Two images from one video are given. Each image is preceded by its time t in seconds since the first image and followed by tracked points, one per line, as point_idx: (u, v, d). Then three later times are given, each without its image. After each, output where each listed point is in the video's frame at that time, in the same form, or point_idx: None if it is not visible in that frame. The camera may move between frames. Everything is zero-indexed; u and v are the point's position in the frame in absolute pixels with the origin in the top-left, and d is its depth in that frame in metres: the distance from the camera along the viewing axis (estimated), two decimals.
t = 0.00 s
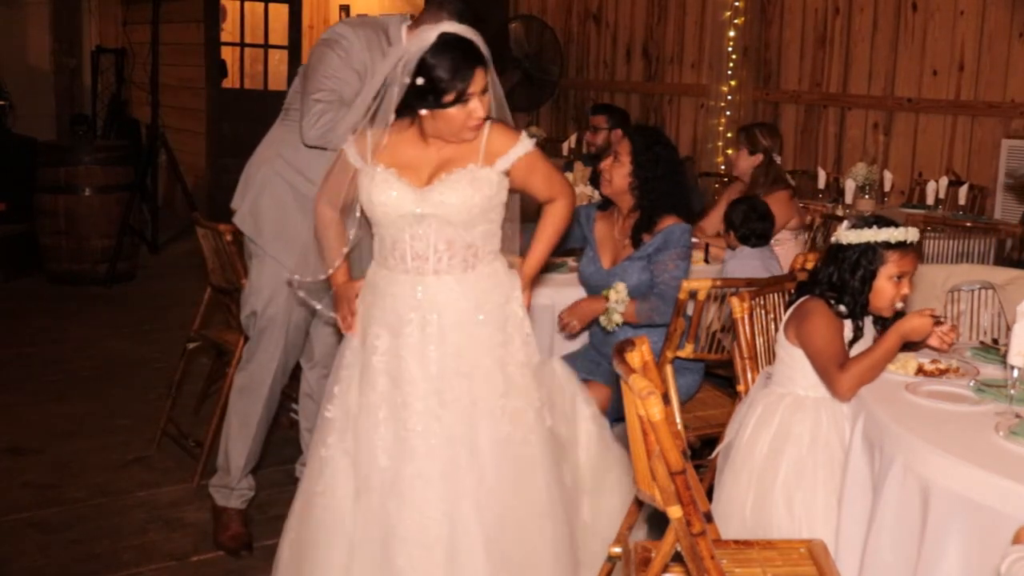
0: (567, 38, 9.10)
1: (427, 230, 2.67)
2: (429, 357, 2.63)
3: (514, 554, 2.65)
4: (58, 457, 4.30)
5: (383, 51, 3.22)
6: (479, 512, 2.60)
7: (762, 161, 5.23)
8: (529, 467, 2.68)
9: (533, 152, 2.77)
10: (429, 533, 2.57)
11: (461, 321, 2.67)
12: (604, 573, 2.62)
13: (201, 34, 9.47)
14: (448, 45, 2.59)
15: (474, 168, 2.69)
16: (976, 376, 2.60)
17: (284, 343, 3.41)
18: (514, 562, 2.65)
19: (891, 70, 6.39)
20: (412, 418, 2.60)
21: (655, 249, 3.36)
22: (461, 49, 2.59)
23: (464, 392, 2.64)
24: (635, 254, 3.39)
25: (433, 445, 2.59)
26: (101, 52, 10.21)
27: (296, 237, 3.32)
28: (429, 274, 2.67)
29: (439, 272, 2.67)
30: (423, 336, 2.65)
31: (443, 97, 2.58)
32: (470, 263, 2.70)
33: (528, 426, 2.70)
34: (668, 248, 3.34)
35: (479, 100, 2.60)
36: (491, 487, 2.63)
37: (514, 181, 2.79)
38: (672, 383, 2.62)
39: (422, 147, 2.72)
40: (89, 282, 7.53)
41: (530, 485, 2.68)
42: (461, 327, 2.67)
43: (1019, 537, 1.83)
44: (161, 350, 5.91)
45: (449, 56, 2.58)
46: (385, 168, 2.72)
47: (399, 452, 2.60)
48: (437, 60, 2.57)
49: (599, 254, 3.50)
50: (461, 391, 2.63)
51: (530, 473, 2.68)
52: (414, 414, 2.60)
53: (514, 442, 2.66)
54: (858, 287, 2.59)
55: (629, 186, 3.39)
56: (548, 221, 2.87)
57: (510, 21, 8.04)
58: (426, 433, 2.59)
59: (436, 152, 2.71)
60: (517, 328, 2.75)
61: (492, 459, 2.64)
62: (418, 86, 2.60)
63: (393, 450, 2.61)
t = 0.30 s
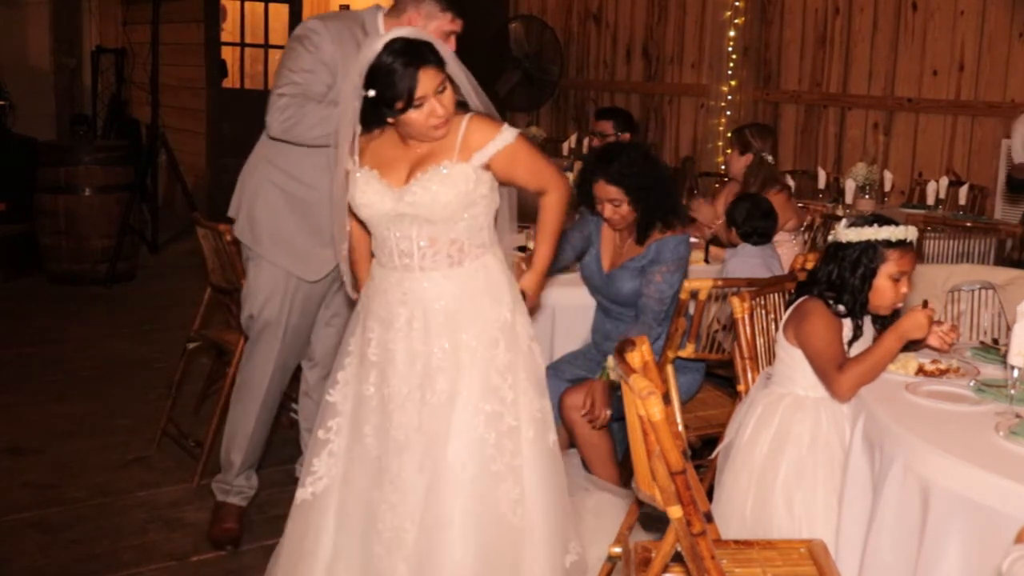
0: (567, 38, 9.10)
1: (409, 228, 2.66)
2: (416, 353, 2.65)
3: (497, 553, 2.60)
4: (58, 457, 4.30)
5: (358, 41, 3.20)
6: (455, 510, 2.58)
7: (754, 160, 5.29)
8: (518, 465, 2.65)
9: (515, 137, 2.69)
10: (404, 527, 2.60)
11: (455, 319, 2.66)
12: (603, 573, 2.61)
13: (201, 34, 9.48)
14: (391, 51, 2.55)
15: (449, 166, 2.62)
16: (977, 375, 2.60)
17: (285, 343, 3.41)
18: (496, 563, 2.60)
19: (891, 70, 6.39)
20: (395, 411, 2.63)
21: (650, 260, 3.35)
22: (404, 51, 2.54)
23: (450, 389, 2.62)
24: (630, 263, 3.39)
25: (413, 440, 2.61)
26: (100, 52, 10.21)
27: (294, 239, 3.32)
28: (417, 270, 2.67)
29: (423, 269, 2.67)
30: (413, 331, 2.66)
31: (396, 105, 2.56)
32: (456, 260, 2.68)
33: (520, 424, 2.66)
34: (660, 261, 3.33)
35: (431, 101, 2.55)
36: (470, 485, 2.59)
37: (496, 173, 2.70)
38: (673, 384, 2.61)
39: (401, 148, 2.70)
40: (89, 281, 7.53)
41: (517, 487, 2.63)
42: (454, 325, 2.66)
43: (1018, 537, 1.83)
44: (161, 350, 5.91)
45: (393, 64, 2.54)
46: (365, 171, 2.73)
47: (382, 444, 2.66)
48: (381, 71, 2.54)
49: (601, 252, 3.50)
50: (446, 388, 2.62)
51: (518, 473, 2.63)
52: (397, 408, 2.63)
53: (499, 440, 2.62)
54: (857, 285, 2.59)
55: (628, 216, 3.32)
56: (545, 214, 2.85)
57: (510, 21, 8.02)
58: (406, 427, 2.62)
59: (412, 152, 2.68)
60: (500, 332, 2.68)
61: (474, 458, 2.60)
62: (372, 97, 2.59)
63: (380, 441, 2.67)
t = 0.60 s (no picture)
0: (567, 38, 9.09)
1: (416, 227, 2.70)
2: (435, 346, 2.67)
3: (527, 539, 2.62)
4: (58, 457, 4.30)
5: (311, 38, 3.17)
6: (489, 496, 2.59)
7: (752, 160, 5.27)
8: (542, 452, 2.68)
9: (505, 126, 2.76)
10: (436, 521, 2.59)
11: (474, 309, 2.70)
12: (604, 573, 2.59)
13: (201, 34, 9.48)
14: (364, 59, 2.62)
15: (449, 163, 2.68)
16: (977, 375, 2.60)
17: (277, 346, 3.39)
18: (528, 549, 2.61)
19: (891, 70, 6.39)
20: (420, 403, 2.64)
21: (639, 288, 3.36)
22: (377, 56, 2.61)
23: (474, 378, 2.65)
24: (621, 296, 3.38)
25: (439, 431, 2.62)
26: (100, 52, 10.21)
27: (279, 247, 3.28)
28: (429, 267, 2.70)
29: (436, 265, 2.70)
30: (432, 324, 2.68)
31: (380, 110, 2.62)
32: (466, 252, 2.73)
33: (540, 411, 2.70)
34: (650, 287, 3.34)
35: (414, 98, 2.60)
36: (500, 471, 2.62)
37: (491, 161, 2.78)
38: (672, 384, 2.61)
39: (395, 153, 2.75)
40: (90, 281, 7.54)
41: (543, 472, 2.66)
42: (469, 318, 2.69)
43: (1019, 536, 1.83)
44: (161, 350, 5.90)
45: (367, 72, 2.61)
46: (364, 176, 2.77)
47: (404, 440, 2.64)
48: (357, 81, 2.61)
49: (588, 297, 3.46)
50: (470, 377, 2.65)
51: (543, 458, 2.67)
52: (422, 399, 2.64)
53: (524, 426, 2.66)
54: (860, 285, 2.58)
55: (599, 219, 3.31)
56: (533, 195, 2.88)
57: (510, 21, 8.02)
58: (432, 419, 2.63)
59: (407, 154, 2.73)
60: (516, 318, 2.73)
61: (502, 445, 2.63)
62: (356, 109, 2.66)
63: (400, 435, 2.65)
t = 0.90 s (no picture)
0: (567, 38, 9.09)
1: (430, 225, 2.78)
2: (448, 347, 2.75)
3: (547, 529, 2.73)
4: (58, 457, 4.30)
5: (247, 40, 3.27)
6: (511, 490, 2.71)
7: (751, 160, 5.26)
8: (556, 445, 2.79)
9: (519, 126, 2.81)
10: (462, 517, 2.69)
11: (484, 308, 2.78)
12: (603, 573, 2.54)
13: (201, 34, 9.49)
14: (377, 56, 2.71)
15: (464, 161, 2.75)
16: (977, 375, 2.60)
17: (253, 349, 3.38)
18: (549, 539, 2.73)
19: (891, 71, 6.39)
20: (436, 404, 2.73)
21: (620, 310, 3.37)
22: (390, 54, 2.69)
23: (487, 377, 2.75)
24: (603, 320, 3.41)
25: (458, 430, 2.71)
26: (101, 52, 10.21)
27: (239, 249, 3.29)
28: (440, 267, 2.79)
29: (448, 264, 2.79)
30: (444, 326, 2.76)
31: (393, 106, 2.71)
32: (478, 251, 2.81)
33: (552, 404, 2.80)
34: (630, 307, 3.36)
35: (427, 94, 2.68)
36: (518, 466, 2.73)
37: (506, 160, 2.83)
38: (672, 384, 2.61)
39: (409, 151, 2.83)
40: (90, 281, 7.54)
41: (557, 464, 2.77)
42: (481, 318, 2.78)
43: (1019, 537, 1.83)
44: (160, 350, 5.90)
45: (379, 68, 2.70)
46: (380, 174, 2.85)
47: (424, 439, 2.74)
48: (371, 76, 2.70)
49: (570, 322, 3.50)
50: (484, 376, 2.74)
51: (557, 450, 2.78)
52: (437, 401, 2.73)
53: (538, 419, 2.77)
54: (860, 283, 2.58)
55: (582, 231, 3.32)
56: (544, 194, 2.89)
57: (510, 21, 8.06)
58: (450, 417, 2.72)
59: (421, 152, 2.81)
60: (527, 315, 2.82)
61: (517, 440, 2.74)
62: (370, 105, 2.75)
63: (420, 434, 2.75)
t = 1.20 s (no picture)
0: (567, 38, 9.09)
1: (448, 224, 2.79)
2: (455, 348, 2.76)
3: (542, 539, 2.72)
4: (58, 457, 4.30)
5: (196, 41, 3.22)
6: (508, 496, 2.71)
7: (752, 160, 5.21)
8: (559, 453, 2.77)
9: (548, 135, 2.84)
10: (458, 518, 2.70)
11: (493, 311, 2.78)
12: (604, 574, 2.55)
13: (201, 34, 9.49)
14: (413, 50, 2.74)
15: (486, 163, 2.77)
16: (977, 375, 2.60)
17: (232, 350, 3.35)
18: (543, 548, 2.72)
19: (891, 70, 6.39)
20: (439, 405, 2.74)
21: (611, 310, 3.33)
22: (426, 49, 2.72)
23: (490, 381, 2.75)
24: (593, 318, 3.38)
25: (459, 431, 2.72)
26: (101, 51, 10.21)
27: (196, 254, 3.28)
28: (454, 266, 2.79)
29: (462, 264, 2.79)
30: (453, 326, 2.77)
31: (423, 99, 2.73)
32: (494, 254, 2.81)
33: (559, 414, 2.78)
34: (620, 308, 3.31)
35: (457, 93, 2.71)
36: (515, 471, 2.72)
37: (531, 167, 2.86)
38: (672, 384, 2.61)
39: (437, 148, 2.87)
40: (90, 281, 7.54)
41: (558, 472, 2.76)
42: (490, 320, 2.78)
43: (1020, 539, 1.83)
44: (160, 350, 5.90)
45: (414, 60, 2.72)
46: (404, 168, 2.88)
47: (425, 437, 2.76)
48: (404, 68, 2.73)
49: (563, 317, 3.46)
50: (486, 379, 2.75)
51: (558, 459, 2.77)
52: (440, 400, 2.74)
53: (542, 429, 2.75)
54: (855, 282, 2.59)
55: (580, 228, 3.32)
56: (569, 204, 2.97)
57: (510, 21, 8.08)
58: (451, 419, 2.73)
59: (447, 150, 2.85)
60: (540, 324, 2.81)
61: (516, 446, 2.74)
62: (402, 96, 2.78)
63: (421, 432, 2.77)
